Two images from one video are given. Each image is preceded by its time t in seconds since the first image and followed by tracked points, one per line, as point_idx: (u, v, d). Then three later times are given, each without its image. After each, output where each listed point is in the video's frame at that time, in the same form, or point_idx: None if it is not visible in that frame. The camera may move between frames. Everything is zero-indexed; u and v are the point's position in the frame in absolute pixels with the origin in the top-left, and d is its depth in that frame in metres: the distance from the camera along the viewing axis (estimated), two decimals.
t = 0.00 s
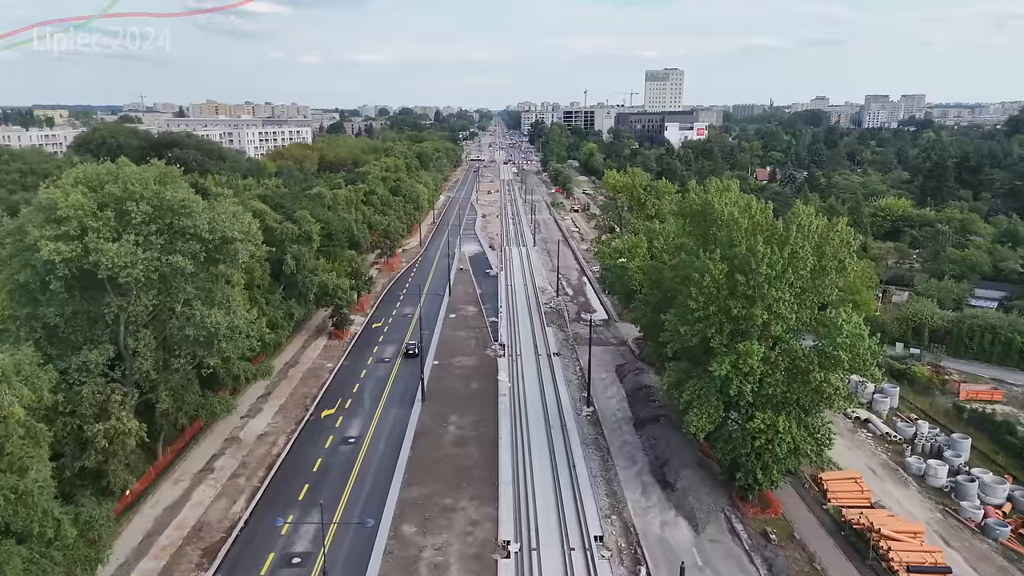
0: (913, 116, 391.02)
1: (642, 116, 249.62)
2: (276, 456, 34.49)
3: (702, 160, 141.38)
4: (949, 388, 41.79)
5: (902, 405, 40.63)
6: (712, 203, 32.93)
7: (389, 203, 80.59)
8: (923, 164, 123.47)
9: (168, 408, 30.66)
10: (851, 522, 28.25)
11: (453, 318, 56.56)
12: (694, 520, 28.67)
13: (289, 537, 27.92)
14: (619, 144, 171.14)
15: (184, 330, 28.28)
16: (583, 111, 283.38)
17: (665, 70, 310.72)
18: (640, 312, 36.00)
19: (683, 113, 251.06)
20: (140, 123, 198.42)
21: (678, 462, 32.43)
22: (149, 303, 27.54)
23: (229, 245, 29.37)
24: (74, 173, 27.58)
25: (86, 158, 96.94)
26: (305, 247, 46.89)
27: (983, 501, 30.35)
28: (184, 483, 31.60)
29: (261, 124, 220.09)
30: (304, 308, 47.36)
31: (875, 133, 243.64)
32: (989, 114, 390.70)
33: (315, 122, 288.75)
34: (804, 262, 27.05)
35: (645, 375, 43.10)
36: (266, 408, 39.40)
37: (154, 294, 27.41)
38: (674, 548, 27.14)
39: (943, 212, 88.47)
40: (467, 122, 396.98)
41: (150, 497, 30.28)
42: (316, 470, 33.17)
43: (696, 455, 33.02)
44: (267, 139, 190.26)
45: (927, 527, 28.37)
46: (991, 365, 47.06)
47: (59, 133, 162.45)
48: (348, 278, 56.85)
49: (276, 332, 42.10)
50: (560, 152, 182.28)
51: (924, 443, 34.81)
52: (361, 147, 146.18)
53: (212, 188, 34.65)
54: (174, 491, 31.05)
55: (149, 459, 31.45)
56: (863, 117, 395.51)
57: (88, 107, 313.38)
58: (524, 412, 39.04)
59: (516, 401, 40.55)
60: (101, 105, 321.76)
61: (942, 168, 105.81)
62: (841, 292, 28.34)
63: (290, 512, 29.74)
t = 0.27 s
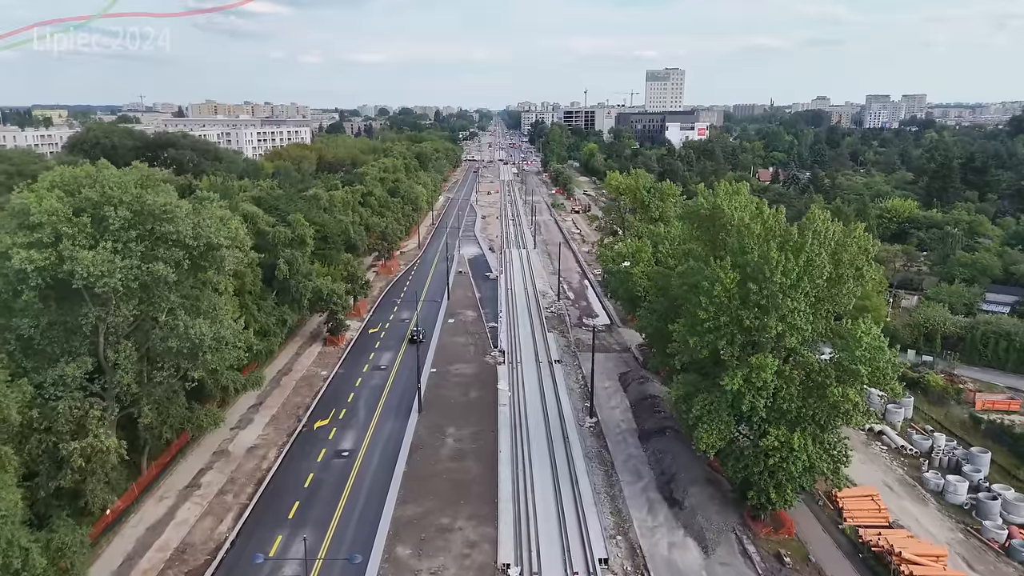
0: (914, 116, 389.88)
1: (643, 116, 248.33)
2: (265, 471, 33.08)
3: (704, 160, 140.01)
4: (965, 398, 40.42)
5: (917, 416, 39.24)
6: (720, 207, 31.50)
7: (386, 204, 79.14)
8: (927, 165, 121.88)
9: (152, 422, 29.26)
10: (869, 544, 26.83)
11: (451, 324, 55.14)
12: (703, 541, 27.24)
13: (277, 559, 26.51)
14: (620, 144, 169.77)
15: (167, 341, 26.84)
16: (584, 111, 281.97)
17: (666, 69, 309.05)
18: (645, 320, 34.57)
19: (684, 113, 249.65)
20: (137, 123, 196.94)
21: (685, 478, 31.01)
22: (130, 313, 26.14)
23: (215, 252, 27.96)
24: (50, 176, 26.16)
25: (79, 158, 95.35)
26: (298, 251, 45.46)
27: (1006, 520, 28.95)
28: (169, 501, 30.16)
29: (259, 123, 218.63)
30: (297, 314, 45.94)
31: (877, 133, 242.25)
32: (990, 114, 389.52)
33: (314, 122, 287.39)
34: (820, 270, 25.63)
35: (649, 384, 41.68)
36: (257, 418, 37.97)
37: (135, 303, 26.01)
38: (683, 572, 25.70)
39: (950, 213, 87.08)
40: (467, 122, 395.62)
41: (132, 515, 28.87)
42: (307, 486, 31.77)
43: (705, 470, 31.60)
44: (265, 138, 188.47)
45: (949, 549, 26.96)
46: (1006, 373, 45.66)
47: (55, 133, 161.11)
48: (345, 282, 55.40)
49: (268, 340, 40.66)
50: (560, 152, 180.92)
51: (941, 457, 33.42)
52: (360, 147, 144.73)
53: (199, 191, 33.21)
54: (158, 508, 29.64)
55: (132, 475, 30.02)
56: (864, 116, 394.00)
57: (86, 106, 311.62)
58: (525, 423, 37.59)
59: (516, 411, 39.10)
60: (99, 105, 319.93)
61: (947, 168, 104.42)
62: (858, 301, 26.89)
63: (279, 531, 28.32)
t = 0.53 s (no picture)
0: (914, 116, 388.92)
1: (643, 116, 247.08)
2: (254, 487, 31.62)
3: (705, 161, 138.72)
4: (981, 409, 38.98)
5: (932, 429, 37.79)
6: (730, 212, 30.11)
7: (384, 206, 77.74)
8: (931, 165, 120.40)
9: (134, 437, 27.81)
10: (890, 569, 25.37)
11: (449, 329, 53.72)
12: (713, 565, 25.78)
13: None
14: (620, 145, 168.48)
15: (147, 353, 25.40)
16: (584, 111, 280.72)
17: (666, 69, 307.58)
18: (650, 329, 33.15)
19: (685, 113, 248.32)
20: (134, 123, 195.62)
21: (693, 496, 29.58)
22: (108, 324, 24.70)
23: (199, 259, 26.53)
24: (23, 182, 24.79)
25: (72, 159, 93.89)
26: (290, 255, 44.06)
27: None
28: (152, 520, 28.72)
29: (257, 124, 217.34)
30: (290, 320, 44.53)
31: (878, 134, 240.96)
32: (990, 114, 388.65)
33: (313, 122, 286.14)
34: (837, 279, 24.23)
35: (654, 394, 40.26)
36: (247, 431, 36.55)
37: (113, 314, 24.56)
38: None
39: (956, 215, 85.73)
40: (466, 122, 394.46)
41: (113, 536, 27.42)
42: (297, 503, 30.31)
43: (714, 488, 30.16)
44: (263, 138, 187.04)
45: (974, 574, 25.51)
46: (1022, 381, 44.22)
47: (50, 134, 159.78)
48: (340, 287, 53.94)
49: (259, 348, 39.26)
50: (560, 152, 179.61)
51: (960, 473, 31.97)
52: (358, 147, 143.42)
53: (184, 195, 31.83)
54: (140, 528, 28.20)
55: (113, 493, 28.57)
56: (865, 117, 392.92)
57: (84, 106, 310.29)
58: (525, 435, 36.16)
59: (516, 423, 37.66)
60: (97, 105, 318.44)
61: (953, 169, 103.04)
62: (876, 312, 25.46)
63: (266, 553, 26.88)
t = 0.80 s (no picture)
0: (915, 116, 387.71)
1: (644, 116, 245.70)
2: (243, 505, 30.18)
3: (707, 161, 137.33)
4: (1000, 420, 37.55)
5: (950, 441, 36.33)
6: (742, 217, 28.72)
7: (382, 208, 76.30)
8: (936, 166, 118.83)
9: (115, 454, 26.39)
10: None
11: (448, 335, 52.30)
12: None
13: None
14: (621, 145, 167.06)
15: (127, 367, 23.96)
16: (584, 111, 279.35)
17: (666, 69, 306.18)
18: (658, 338, 31.74)
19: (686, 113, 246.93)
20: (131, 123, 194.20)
21: (703, 516, 28.13)
22: (84, 337, 23.29)
23: (182, 268, 25.09)
24: None
25: (67, 160, 92.59)
26: (284, 260, 42.64)
27: None
28: (134, 541, 27.29)
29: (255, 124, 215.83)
30: (284, 327, 43.10)
31: (880, 133, 239.70)
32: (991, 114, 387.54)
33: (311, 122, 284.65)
34: (859, 289, 22.84)
35: (660, 404, 38.85)
36: (237, 443, 35.12)
37: (90, 326, 23.14)
38: None
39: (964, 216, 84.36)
40: (466, 122, 393.08)
41: (92, 559, 25.96)
42: (288, 523, 28.88)
43: (724, 506, 28.73)
44: (261, 138, 185.76)
45: None
46: None
47: (46, 134, 158.26)
48: (336, 291, 52.51)
49: (250, 356, 37.86)
50: (560, 152, 178.16)
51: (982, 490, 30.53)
52: (356, 147, 141.95)
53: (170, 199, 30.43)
54: (121, 550, 26.76)
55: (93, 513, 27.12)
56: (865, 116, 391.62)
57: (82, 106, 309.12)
58: (527, 449, 34.71)
59: (517, 435, 36.23)
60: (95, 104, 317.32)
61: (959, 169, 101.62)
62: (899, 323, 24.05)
63: None
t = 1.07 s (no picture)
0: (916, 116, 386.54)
1: (644, 116, 244.32)
2: (230, 525, 28.74)
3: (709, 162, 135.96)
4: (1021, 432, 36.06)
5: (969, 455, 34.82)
6: (755, 222, 27.30)
7: (380, 209, 74.85)
8: (941, 166, 117.33)
9: (93, 473, 24.98)
10: None
11: (447, 341, 50.87)
12: None
13: None
14: (621, 145, 165.68)
15: (104, 382, 22.48)
16: (584, 111, 278.00)
17: (666, 69, 304.84)
18: (665, 349, 30.32)
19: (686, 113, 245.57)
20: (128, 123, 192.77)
21: (714, 538, 26.69)
22: (58, 352, 21.89)
23: (164, 277, 23.60)
24: None
25: (60, 160, 91.15)
26: (276, 265, 41.20)
27: None
28: (113, 565, 25.82)
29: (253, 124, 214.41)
30: (276, 334, 41.67)
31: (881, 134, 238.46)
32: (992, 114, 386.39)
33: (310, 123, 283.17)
34: (883, 301, 21.43)
35: (665, 415, 37.44)
36: (225, 458, 33.69)
37: (63, 341, 21.73)
38: None
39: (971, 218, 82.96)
40: (465, 122, 391.85)
41: None
42: (277, 544, 27.42)
43: (735, 527, 27.30)
44: (259, 139, 184.35)
45: None
46: None
47: (41, 134, 156.78)
48: (331, 296, 51.07)
49: (240, 366, 36.43)
50: (560, 152, 176.74)
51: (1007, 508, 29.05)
52: (355, 147, 140.52)
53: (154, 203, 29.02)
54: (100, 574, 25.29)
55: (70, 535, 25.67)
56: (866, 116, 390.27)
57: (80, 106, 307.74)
58: (528, 463, 33.26)
59: (517, 449, 34.78)
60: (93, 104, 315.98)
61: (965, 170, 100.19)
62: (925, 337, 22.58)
63: None
